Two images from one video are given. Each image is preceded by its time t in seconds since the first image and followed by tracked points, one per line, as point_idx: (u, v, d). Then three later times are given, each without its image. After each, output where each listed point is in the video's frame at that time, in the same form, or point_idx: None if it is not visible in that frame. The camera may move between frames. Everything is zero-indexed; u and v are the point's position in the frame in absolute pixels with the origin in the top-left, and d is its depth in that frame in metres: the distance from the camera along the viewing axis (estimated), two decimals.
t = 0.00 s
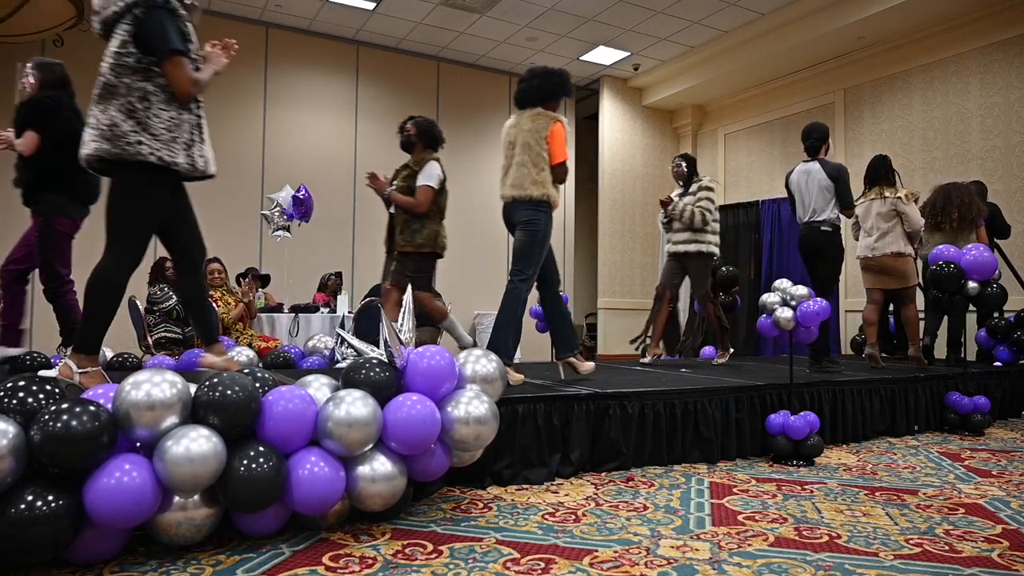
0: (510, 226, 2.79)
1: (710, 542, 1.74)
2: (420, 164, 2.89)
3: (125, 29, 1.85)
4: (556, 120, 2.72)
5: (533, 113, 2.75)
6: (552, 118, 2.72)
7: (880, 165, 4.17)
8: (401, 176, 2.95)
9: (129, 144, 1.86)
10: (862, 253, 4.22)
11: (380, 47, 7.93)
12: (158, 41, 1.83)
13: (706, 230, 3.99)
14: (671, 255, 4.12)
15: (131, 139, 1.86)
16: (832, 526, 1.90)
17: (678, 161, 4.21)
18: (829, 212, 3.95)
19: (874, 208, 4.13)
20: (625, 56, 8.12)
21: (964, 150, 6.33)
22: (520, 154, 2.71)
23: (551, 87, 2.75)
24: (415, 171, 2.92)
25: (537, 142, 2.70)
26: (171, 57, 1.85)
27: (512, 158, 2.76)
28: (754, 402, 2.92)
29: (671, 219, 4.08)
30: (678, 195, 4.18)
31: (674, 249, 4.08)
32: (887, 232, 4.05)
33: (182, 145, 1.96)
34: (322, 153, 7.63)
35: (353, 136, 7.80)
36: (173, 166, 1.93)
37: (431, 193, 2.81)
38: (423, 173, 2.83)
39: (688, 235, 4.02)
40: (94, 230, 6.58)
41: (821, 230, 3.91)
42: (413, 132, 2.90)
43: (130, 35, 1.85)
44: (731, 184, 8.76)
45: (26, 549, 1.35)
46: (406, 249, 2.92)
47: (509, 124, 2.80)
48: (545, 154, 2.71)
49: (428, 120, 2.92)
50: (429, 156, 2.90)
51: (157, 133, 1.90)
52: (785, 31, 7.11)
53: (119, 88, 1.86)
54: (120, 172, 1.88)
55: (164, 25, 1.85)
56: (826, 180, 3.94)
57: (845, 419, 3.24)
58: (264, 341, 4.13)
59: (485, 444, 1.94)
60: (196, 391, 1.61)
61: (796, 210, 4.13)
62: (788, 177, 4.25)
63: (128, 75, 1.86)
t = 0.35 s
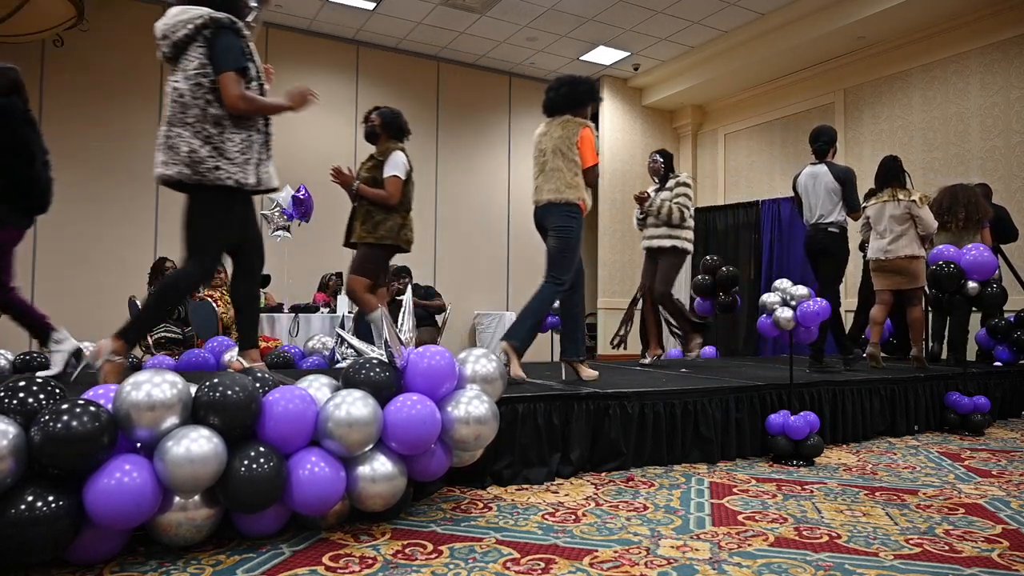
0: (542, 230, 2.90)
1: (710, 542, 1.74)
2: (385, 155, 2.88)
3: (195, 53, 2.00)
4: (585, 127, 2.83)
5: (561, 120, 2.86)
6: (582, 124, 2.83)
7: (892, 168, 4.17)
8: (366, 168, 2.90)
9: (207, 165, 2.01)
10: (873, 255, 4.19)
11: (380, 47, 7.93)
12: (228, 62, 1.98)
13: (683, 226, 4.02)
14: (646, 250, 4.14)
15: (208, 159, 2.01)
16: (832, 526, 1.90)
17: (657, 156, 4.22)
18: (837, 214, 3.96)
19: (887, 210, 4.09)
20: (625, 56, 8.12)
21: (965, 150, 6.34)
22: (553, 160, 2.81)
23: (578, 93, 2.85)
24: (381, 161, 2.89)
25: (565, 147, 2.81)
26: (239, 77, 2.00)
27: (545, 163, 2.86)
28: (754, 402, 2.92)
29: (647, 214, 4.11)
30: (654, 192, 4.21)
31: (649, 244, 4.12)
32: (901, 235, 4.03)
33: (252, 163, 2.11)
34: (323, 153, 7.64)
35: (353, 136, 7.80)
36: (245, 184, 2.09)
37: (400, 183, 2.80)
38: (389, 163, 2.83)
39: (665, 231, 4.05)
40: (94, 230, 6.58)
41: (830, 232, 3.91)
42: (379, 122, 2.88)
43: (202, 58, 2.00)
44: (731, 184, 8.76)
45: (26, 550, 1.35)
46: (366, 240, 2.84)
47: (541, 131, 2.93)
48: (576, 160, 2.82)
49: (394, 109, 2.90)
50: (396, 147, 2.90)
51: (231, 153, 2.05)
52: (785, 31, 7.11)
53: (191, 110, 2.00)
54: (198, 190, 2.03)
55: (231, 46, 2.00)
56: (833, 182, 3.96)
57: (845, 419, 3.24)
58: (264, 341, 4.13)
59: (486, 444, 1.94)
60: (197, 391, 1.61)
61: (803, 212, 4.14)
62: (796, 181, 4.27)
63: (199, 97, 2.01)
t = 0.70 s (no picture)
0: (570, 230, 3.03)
1: (709, 542, 1.74)
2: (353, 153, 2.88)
3: (242, 57, 2.05)
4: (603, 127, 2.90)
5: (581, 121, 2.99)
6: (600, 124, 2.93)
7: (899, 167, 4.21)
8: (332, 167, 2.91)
9: (253, 164, 2.05)
10: (882, 254, 4.24)
11: (380, 47, 7.93)
12: (265, 63, 1.98)
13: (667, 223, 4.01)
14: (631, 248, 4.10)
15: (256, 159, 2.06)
16: (832, 526, 1.90)
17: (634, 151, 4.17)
18: (842, 218, 4.04)
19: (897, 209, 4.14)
20: (625, 56, 8.12)
21: (965, 151, 6.34)
22: (574, 161, 2.94)
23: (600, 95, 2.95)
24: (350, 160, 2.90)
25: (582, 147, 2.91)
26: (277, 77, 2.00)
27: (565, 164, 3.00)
28: (754, 402, 2.92)
29: (631, 212, 4.06)
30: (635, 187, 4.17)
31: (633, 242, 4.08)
32: (912, 234, 4.09)
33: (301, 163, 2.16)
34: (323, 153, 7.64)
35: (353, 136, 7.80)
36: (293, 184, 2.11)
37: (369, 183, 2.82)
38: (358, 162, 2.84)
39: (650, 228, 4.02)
40: (95, 231, 6.58)
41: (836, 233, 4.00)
42: (345, 119, 2.88)
43: (246, 62, 2.04)
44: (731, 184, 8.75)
45: (27, 549, 1.35)
46: (333, 238, 2.86)
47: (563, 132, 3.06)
48: (593, 159, 2.92)
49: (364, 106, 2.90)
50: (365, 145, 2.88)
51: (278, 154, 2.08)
52: (785, 31, 7.11)
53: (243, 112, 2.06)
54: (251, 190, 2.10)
55: (271, 48, 2.00)
56: (839, 186, 4.04)
57: (845, 420, 3.24)
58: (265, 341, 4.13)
59: (486, 445, 1.94)
60: (197, 391, 1.61)
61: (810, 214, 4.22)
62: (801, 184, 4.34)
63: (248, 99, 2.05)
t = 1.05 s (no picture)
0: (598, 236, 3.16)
1: (709, 542, 1.74)
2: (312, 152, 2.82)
3: (297, 71, 2.24)
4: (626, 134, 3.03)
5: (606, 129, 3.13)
6: (622, 132, 3.05)
7: (905, 168, 4.29)
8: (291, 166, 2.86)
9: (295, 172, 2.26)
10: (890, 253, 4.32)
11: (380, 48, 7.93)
12: (318, 80, 2.16)
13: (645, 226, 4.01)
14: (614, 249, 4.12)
15: (298, 167, 2.27)
16: (832, 526, 1.90)
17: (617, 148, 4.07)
18: (851, 218, 4.05)
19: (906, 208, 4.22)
20: (625, 56, 8.12)
21: (965, 151, 6.34)
22: (599, 171, 3.09)
23: (624, 107, 3.11)
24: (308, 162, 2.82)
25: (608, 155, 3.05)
26: (328, 92, 2.17)
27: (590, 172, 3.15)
28: (754, 402, 2.92)
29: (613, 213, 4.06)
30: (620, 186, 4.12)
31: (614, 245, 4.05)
32: (921, 233, 4.18)
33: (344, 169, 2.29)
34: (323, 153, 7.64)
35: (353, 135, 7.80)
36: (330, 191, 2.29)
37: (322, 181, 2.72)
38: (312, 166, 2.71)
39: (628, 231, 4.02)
40: (95, 231, 6.58)
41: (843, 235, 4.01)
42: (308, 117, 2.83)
43: (301, 76, 2.24)
44: (731, 184, 8.75)
45: (26, 550, 1.35)
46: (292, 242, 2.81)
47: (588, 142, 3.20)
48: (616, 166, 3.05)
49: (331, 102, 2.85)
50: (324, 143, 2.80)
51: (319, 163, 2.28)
52: (785, 31, 7.11)
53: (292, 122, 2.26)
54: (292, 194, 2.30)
55: (324, 64, 2.18)
56: (845, 187, 4.05)
57: (845, 420, 3.24)
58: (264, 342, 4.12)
59: (486, 444, 1.94)
60: (197, 391, 1.61)
61: (817, 216, 4.23)
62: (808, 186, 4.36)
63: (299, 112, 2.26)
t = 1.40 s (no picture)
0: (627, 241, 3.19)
1: (709, 542, 1.74)
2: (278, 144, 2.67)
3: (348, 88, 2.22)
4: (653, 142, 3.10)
5: (633, 137, 3.19)
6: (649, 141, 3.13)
7: (909, 171, 4.35)
8: (255, 157, 2.72)
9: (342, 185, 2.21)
10: (894, 254, 4.37)
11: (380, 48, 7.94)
12: (366, 94, 2.14)
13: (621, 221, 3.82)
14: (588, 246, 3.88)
15: (347, 180, 2.22)
16: (832, 526, 1.90)
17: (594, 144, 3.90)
18: (855, 220, 4.05)
19: (911, 210, 4.29)
20: (625, 56, 8.12)
21: (965, 151, 6.34)
22: (627, 178, 3.14)
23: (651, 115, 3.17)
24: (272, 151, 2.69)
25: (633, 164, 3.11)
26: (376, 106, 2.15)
27: (618, 179, 3.20)
28: (754, 402, 2.92)
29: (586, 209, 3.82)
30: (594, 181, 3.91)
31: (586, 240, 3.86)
32: (927, 233, 4.25)
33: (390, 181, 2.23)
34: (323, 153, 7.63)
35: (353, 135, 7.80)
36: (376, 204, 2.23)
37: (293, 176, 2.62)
38: (280, 154, 2.62)
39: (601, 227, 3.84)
40: (95, 231, 6.58)
41: (848, 237, 4.01)
42: (273, 107, 2.65)
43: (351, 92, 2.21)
44: (731, 184, 8.75)
45: (27, 549, 1.35)
46: (255, 234, 2.67)
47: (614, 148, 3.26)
48: (644, 174, 3.11)
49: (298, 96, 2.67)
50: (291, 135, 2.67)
51: (365, 175, 2.22)
52: (785, 31, 7.11)
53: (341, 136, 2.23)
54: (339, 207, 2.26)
55: (374, 81, 2.16)
56: (851, 189, 4.05)
57: (845, 420, 3.24)
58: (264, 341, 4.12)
59: (486, 445, 1.94)
60: (197, 391, 1.61)
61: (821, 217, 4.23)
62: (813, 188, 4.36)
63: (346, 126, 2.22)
